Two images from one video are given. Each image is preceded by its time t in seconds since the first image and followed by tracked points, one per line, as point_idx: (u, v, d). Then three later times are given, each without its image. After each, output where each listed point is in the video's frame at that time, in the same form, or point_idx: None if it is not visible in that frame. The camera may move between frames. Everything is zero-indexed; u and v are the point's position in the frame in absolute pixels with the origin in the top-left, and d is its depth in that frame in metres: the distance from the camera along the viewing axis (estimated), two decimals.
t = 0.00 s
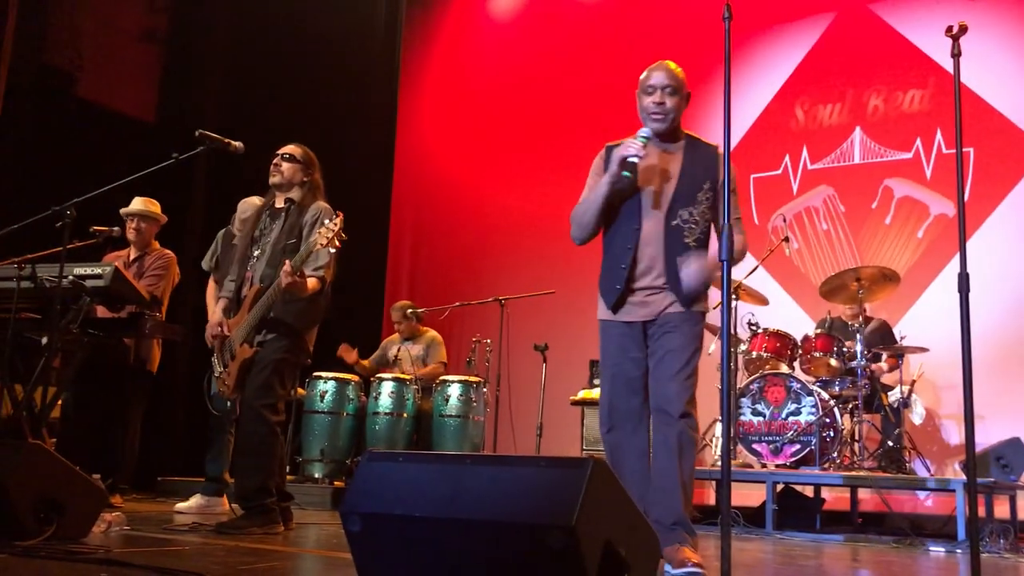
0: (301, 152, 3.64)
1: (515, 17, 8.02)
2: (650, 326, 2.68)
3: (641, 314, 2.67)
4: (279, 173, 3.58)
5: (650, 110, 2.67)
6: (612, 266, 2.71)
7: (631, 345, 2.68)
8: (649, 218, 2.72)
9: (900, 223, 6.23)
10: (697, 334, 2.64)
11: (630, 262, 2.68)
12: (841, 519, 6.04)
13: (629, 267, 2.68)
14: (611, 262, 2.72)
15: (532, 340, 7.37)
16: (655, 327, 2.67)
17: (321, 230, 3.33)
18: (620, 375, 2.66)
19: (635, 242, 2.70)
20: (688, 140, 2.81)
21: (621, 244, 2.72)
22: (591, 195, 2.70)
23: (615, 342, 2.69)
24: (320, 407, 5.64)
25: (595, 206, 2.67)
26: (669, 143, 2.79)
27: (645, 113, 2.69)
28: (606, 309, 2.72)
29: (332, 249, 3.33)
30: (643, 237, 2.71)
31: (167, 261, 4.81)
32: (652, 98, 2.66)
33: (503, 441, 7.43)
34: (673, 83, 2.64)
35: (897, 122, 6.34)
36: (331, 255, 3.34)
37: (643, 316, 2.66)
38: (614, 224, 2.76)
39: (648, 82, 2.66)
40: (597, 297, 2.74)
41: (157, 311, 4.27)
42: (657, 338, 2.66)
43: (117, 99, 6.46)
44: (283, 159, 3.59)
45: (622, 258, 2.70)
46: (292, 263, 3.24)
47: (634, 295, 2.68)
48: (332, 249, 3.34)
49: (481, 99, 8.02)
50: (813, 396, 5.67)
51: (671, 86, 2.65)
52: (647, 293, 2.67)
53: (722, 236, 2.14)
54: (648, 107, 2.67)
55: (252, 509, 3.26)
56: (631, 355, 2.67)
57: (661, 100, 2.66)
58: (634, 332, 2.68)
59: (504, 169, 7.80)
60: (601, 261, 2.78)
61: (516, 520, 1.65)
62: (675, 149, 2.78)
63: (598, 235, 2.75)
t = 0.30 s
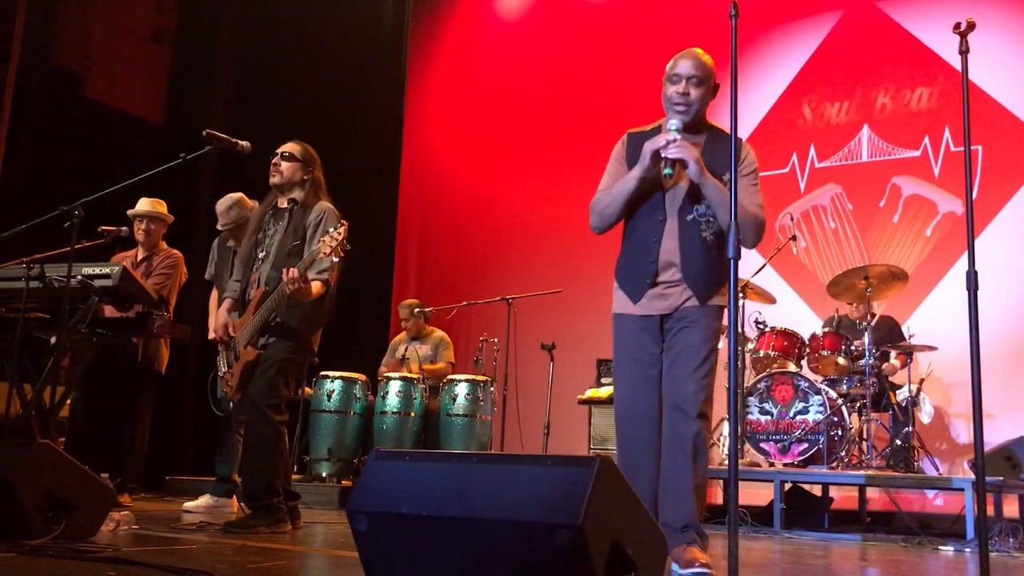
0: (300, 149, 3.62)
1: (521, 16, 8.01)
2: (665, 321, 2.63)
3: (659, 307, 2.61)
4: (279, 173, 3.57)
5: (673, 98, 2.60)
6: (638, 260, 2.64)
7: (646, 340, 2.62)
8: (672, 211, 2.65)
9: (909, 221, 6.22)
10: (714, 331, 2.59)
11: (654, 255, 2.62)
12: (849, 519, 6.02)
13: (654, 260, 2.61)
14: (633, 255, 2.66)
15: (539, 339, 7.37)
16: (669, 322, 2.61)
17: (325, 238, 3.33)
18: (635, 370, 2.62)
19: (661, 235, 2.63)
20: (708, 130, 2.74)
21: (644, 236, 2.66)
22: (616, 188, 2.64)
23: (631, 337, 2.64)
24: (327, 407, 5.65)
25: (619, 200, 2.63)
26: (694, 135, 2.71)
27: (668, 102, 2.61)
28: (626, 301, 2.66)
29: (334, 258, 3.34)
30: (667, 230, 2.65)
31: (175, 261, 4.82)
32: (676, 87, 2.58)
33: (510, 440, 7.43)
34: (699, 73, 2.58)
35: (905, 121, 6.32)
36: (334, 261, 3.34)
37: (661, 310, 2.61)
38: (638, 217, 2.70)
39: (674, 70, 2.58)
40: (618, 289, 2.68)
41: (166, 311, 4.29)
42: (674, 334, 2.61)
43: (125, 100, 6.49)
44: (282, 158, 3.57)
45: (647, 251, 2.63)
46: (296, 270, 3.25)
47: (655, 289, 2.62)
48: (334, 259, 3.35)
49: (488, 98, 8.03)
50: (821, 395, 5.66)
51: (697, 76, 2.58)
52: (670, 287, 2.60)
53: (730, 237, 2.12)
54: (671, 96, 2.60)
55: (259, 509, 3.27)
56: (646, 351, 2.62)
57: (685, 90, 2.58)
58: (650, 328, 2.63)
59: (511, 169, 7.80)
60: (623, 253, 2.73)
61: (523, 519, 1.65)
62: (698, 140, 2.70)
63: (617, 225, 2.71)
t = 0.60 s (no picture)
0: (303, 153, 3.63)
1: (523, 17, 8.02)
2: (664, 314, 2.59)
3: (652, 297, 2.59)
4: (283, 177, 3.59)
5: (680, 89, 2.61)
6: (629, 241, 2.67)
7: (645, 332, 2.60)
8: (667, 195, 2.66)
9: (911, 221, 6.22)
10: (720, 328, 2.52)
11: (645, 237, 2.64)
12: (853, 520, 6.02)
13: (643, 241, 2.64)
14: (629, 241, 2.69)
15: (542, 341, 7.37)
16: (669, 315, 2.57)
17: (324, 236, 3.34)
18: (632, 361, 2.58)
19: (653, 216, 2.65)
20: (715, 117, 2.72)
21: (639, 220, 2.68)
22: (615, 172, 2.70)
23: (630, 330, 2.61)
24: (331, 408, 5.65)
25: (617, 186, 2.67)
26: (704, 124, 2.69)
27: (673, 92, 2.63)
28: (622, 288, 2.68)
29: (333, 255, 3.35)
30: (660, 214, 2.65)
31: (179, 263, 4.84)
32: (680, 77, 2.60)
33: (514, 441, 7.42)
34: (705, 62, 2.57)
35: (907, 121, 6.32)
36: (336, 259, 3.35)
37: (655, 301, 2.59)
38: (637, 202, 2.72)
39: (681, 60, 2.60)
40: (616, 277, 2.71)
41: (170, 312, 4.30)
42: (676, 328, 2.55)
43: (129, 102, 6.51)
44: (286, 162, 3.60)
45: (638, 232, 2.66)
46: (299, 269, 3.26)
47: (646, 277, 2.62)
48: (333, 256, 3.35)
49: (490, 100, 8.03)
50: (824, 396, 5.67)
51: (703, 66, 2.57)
52: (658, 273, 2.60)
53: (732, 239, 2.12)
54: (677, 86, 2.61)
55: (262, 510, 3.27)
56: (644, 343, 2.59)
57: (688, 80, 2.59)
58: (650, 321, 2.61)
59: (513, 170, 7.80)
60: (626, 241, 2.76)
61: (526, 522, 1.65)
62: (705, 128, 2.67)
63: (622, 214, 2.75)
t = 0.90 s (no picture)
0: (319, 161, 3.67)
1: (528, 19, 8.02)
2: (669, 315, 2.58)
3: (658, 298, 2.57)
4: (297, 183, 3.61)
5: (679, 92, 2.58)
6: (632, 248, 2.65)
7: (648, 332, 2.59)
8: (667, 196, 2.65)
9: (916, 224, 6.21)
10: (725, 330, 2.51)
11: (651, 240, 2.62)
12: (857, 522, 6.01)
13: (646, 246, 2.62)
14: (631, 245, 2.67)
15: (547, 342, 7.37)
16: (675, 315, 2.56)
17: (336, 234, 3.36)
18: (634, 361, 2.56)
19: (654, 221, 2.63)
20: (713, 117, 2.71)
21: (641, 224, 2.66)
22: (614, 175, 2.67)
23: (633, 329, 2.60)
24: (335, 410, 5.66)
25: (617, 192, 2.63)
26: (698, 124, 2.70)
27: (672, 96, 2.60)
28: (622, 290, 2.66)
29: (348, 248, 3.36)
30: (662, 216, 2.64)
31: (184, 265, 4.84)
32: (680, 81, 2.57)
33: (519, 443, 7.43)
34: (704, 66, 2.57)
35: (912, 123, 6.31)
36: (347, 256, 3.38)
37: (662, 302, 2.56)
38: (637, 205, 2.70)
39: (678, 64, 2.59)
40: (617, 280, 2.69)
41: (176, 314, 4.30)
42: (681, 329, 2.55)
43: (134, 104, 6.53)
44: (300, 168, 3.63)
45: (641, 237, 2.64)
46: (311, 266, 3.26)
47: (651, 278, 2.60)
48: (348, 249, 3.36)
49: (494, 101, 8.03)
50: (829, 398, 5.66)
51: (701, 69, 2.57)
52: (662, 276, 2.58)
53: (738, 242, 2.12)
54: (676, 90, 2.59)
55: (269, 510, 3.28)
56: (647, 344, 2.58)
57: (689, 83, 2.57)
58: (654, 321, 2.59)
59: (517, 172, 7.80)
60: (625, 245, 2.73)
61: (532, 525, 1.65)
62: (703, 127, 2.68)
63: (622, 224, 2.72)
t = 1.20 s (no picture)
0: (330, 163, 3.65)
1: (536, 18, 8.01)
2: (661, 313, 2.55)
3: (655, 296, 2.53)
4: (310, 188, 3.60)
5: (653, 94, 2.54)
6: (623, 248, 2.60)
7: (639, 332, 2.55)
8: (656, 193, 2.60)
9: (924, 225, 6.19)
10: (718, 326, 2.50)
11: (644, 242, 2.57)
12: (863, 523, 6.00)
13: (640, 246, 2.57)
14: (620, 245, 2.62)
15: (553, 342, 7.37)
16: (669, 314, 2.54)
17: (356, 235, 3.39)
18: (628, 363, 2.52)
19: (647, 220, 2.58)
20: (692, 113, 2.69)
21: (630, 222, 2.61)
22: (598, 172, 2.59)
23: (621, 328, 2.56)
24: (341, 407, 5.67)
25: (603, 187, 2.56)
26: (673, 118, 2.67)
27: (646, 96, 2.55)
28: (615, 291, 2.60)
29: (366, 253, 3.38)
30: (653, 214, 2.59)
31: (192, 263, 4.85)
32: (653, 81, 2.53)
33: (525, 442, 7.42)
34: (676, 65, 2.52)
35: (921, 124, 6.30)
36: (365, 258, 3.40)
37: (657, 301, 2.53)
38: (622, 202, 2.64)
39: (649, 64, 2.54)
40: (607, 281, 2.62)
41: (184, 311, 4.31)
42: (675, 328, 2.53)
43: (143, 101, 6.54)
44: (313, 172, 3.61)
45: (633, 237, 2.59)
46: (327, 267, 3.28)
47: (647, 276, 2.56)
48: (366, 254, 3.38)
49: (502, 101, 8.03)
50: (836, 399, 5.64)
51: (674, 68, 2.53)
52: (658, 275, 2.54)
53: (746, 241, 2.13)
54: (650, 91, 2.54)
55: (279, 506, 3.28)
56: (638, 342, 2.54)
57: (663, 83, 2.53)
58: (644, 319, 2.56)
59: (524, 171, 7.79)
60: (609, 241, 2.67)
61: (539, 522, 1.65)
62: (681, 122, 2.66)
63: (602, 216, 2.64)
